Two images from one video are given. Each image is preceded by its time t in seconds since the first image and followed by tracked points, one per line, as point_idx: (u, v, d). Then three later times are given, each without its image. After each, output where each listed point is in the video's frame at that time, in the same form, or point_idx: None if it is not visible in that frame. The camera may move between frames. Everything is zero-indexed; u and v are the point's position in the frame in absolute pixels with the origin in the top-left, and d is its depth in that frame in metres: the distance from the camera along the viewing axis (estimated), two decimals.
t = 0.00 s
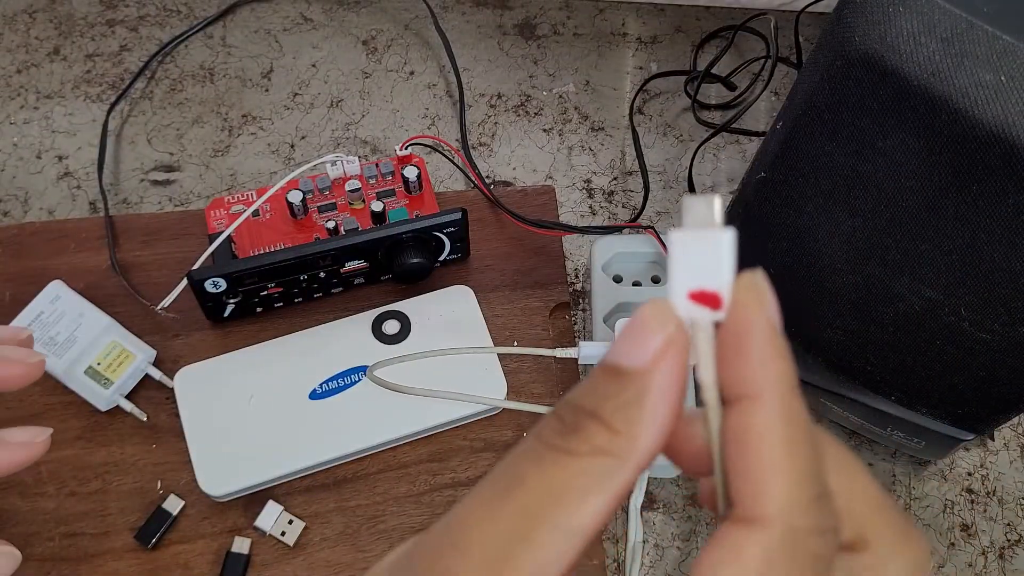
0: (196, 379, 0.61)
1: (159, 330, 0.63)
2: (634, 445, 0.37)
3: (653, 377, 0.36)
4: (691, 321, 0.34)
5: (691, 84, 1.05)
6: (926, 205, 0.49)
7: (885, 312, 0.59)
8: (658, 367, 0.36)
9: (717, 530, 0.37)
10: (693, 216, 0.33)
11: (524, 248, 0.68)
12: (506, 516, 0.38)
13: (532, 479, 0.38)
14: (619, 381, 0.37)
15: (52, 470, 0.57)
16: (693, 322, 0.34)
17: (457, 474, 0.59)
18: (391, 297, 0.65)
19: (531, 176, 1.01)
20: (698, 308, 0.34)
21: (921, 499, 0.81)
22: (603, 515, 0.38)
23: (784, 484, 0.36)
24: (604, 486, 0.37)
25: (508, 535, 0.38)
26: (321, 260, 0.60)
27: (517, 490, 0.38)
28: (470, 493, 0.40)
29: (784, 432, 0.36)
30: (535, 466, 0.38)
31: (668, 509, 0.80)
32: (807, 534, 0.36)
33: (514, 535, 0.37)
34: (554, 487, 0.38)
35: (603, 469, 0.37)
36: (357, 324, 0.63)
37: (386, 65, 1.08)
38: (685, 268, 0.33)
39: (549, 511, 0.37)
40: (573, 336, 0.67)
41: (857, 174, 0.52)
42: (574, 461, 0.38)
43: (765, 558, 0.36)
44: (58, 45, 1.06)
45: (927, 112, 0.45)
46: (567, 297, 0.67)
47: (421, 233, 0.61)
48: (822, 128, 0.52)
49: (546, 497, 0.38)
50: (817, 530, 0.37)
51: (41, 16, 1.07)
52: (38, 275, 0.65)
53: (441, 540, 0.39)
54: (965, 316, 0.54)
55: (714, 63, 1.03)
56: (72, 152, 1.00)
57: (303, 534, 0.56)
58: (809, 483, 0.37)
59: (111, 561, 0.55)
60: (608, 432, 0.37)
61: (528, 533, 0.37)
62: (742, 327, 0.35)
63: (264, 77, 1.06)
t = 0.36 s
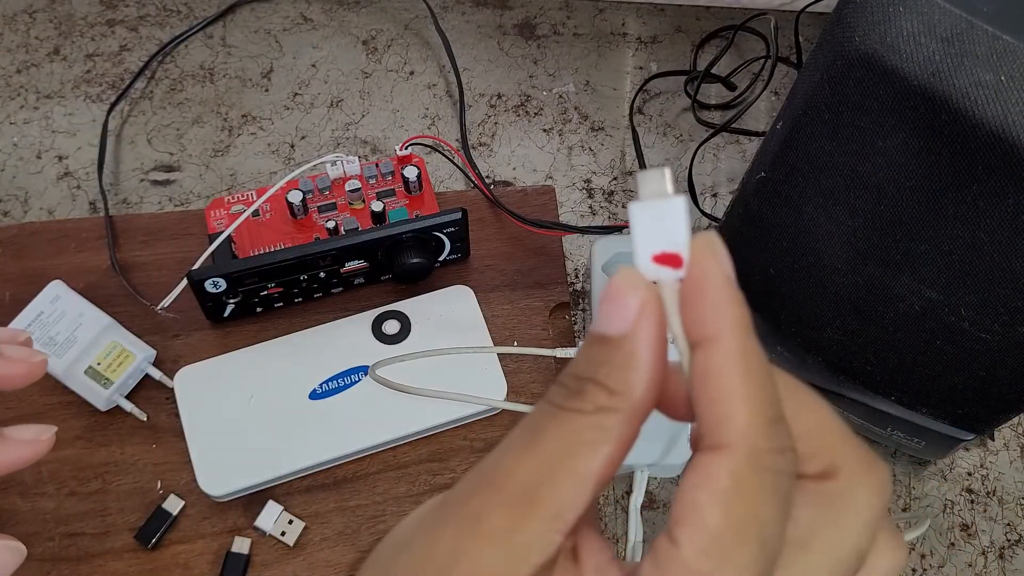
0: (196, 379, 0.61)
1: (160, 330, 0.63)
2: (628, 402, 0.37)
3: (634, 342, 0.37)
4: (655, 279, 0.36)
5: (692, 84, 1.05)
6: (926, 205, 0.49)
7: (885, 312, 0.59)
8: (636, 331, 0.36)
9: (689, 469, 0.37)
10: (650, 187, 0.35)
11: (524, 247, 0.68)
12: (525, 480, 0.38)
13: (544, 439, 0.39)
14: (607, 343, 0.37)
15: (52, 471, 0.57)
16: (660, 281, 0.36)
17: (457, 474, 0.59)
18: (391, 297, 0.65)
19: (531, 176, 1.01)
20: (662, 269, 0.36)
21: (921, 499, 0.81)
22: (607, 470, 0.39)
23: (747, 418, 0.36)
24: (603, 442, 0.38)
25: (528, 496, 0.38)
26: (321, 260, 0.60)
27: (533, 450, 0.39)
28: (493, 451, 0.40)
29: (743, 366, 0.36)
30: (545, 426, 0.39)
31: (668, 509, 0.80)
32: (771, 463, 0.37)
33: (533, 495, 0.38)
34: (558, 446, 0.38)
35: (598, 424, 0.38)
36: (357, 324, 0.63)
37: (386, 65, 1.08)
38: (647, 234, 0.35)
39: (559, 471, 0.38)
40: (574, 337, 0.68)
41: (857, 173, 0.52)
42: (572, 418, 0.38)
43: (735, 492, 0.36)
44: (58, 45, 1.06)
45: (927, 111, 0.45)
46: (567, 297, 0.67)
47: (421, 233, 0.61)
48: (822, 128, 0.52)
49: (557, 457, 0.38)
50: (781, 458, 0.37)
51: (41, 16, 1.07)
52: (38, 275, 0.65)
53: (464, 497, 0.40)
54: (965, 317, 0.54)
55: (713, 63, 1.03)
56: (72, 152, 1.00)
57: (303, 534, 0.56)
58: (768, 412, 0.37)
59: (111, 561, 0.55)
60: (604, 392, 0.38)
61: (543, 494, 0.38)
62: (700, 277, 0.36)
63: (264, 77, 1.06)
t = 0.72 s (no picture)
0: (196, 379, 0.61)
1: (160, 329, 0.63)
2: (634, 415, 0.38)
3: (637, 352, 0.36)
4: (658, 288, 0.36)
5: (692, 84, 1.05)
6: (926, 205, 0.49)
7: (885, 312, 0.59)
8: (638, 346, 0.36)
9: (694, 480, 0.38)
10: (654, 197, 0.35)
11: (523, 247, 0.68)
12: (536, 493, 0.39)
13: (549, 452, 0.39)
14: (610, 357, 0.37)
15: (52, 471, 0.57)
16: (661, 291, 0.36)
17: (457, 474, 0.59)
18: (391, 297, 0.65)
19: (531, 176, 1.01)
20: (667, 278, 0.36)
21: (921, 499, 0.81)
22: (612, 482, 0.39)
23: (756, 430, 0.37)
24: (610, 454, 0.38)
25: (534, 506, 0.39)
26: (321, 260, 0.60)
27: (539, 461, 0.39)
28: (496, 461, 0.41)
29: (750, 376, 0.37)
30: (549, 436, 0.39)
31: (669, 509, 0.80)
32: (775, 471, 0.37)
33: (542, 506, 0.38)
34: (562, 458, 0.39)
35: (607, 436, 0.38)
36: (357, 325, 0.63)
37: (386, 65, 1.08)
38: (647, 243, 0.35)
39: (564, 480, 0.38)
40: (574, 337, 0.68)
41: (858, 173, 0.52)
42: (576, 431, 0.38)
43: (742, 503, 0.36)
44: (58, 45, 1.06)
45: (927, 111, 0.45)
46: (567, 297, 0.67)
47: (421, 233, 0.61)
48: (823, 128, 0.52)
49: (562, 466, 0.39)
50: (784, 469, 0.37)
51: (41, 16, 1.07)
52: (38, 275, 0.65)
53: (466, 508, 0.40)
54: (965, 316, 0.54)
55: (713, 63, 1.03)
56: (72, 152, 1.00)
57: (303, 534, 0.56)
58: (773, 422, 0.37)
59: (111, 561, 0.55)
60: (609, 404, 0.38)
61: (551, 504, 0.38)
62: (706, 288, 0.37)
63: (264, 77, 1.06)
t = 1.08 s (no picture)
0: (196, 379, 0.61)
1: (160, 330, 0.63)
2: (596, 396, 0.40)
3: (602, 342, 0.40)
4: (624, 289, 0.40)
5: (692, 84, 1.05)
6: (926, 206, 0.49)
7: (885, 312, 0.59)
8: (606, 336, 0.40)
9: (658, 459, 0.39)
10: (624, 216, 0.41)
11: (523, 247, 0.68)
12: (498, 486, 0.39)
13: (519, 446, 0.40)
14: (579, 351, 0.40)
15: (52, 471, 0.58)
16: (626, 293, 0.40)
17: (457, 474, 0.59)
18: (391, 297, 0.65)
19: (531, 176, 1.01)
20: (632, 283, 0.40)
21: (921, 499, 0.81)
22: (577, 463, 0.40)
23: (716, 408, 0.39)
24: (567, 433, 0.40)
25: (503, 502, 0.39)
26: (321, 260, 0.60)
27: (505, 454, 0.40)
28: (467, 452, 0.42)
29: (710, 361, 0.40)
30: (515, 422, 0.41)
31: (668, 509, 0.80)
32: (736, 439, 0.38)
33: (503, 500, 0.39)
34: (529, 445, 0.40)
35: (572, 418, 0.40)
36: (357, 325, 0.63)
37: (386, 65, 1.08)
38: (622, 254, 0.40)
39: (529, 462, 0.39)
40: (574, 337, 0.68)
41: (858, 174, 0.52)
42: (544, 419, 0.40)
43: (704, 475, 0.37)
44: (58, 45, 1.06)
45: (928, 112, 0.45)
46: (567, 297, 0.67)
47: (421, 233, 0.61)
48: (823, 129, 0.52)
49: (527, 447, 0.40)
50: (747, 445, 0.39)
51: (41, 16, 1.07)
52: (38, 275, 0.65)
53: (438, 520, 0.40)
54: (965, 317, 0.54)
55: (713, 63, 1.03)
56: (72, 152, 1.00)
57: (303, 534, 0.56)
58: (735, 402, 0.39)
59: (111, 561, 0.55)
60: (571, 386, 0.40)
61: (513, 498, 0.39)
62: (670, 293, 0.40)
63: (264, 77, 1.06)
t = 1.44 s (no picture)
0: (196, 378, 0.60)
1: (160, 329, 0.63)
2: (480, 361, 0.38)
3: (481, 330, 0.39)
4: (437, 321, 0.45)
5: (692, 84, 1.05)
6: (927, 206, 0.49)
7: (885, 312, 0.59)
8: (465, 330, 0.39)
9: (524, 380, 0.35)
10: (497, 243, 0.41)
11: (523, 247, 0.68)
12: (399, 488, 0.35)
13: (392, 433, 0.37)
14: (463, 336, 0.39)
15: (52, 471, 0.58)
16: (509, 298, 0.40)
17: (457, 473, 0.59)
18: (391, 297, 0.65)
19: (530, 176, 1.01)
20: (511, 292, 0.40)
21: (920, 498, 0.81)
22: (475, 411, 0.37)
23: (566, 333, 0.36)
24: (462, 384, 0.37)
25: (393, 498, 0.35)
26: (321, 260, 0.60)
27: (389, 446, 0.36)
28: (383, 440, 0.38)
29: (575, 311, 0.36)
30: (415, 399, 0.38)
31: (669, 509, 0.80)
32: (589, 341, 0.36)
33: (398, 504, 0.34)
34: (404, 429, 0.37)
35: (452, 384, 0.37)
36: (357, 324, 0.63)
37: (386, 65, 1.08)
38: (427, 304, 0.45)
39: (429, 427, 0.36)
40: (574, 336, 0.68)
41: (858, 173, 0.52)
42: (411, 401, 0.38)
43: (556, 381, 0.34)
44: (58, 45, 1.06)
45: (928, 111, 0.45)
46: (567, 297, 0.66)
47: (421, 233, 0.61)
48: (822, 129, 0.52)
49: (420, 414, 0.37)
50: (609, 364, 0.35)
51: (41, 16, 1.08)
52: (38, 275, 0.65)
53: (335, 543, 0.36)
54: (965, 317, 0.54)
55: (713, 63, 1.03)
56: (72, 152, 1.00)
57: (303, 534, 0.56)
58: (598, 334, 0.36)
59: (112, 560, 0.55)
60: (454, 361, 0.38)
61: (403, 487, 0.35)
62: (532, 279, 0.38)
63: (264, 77, 1.06)
